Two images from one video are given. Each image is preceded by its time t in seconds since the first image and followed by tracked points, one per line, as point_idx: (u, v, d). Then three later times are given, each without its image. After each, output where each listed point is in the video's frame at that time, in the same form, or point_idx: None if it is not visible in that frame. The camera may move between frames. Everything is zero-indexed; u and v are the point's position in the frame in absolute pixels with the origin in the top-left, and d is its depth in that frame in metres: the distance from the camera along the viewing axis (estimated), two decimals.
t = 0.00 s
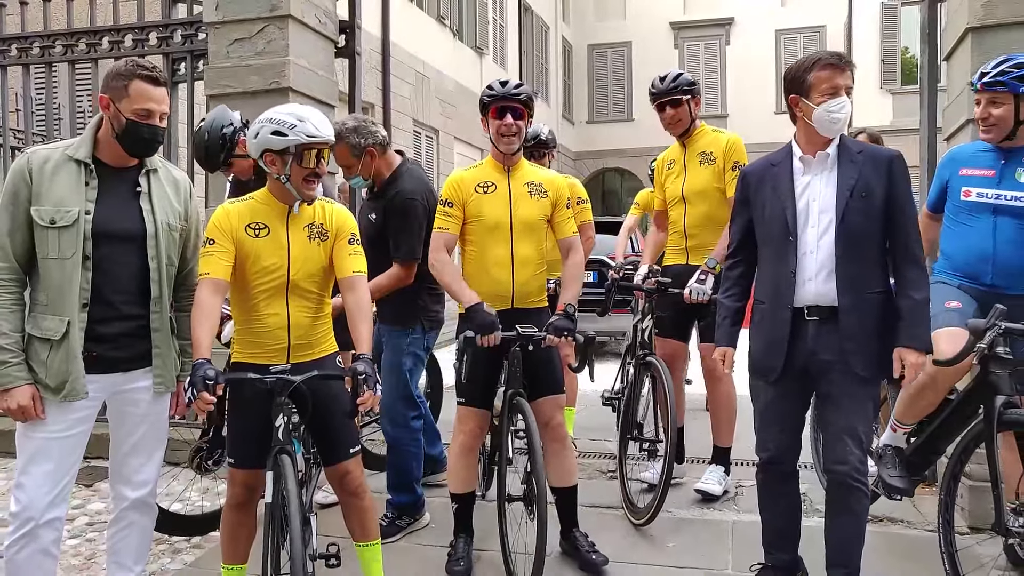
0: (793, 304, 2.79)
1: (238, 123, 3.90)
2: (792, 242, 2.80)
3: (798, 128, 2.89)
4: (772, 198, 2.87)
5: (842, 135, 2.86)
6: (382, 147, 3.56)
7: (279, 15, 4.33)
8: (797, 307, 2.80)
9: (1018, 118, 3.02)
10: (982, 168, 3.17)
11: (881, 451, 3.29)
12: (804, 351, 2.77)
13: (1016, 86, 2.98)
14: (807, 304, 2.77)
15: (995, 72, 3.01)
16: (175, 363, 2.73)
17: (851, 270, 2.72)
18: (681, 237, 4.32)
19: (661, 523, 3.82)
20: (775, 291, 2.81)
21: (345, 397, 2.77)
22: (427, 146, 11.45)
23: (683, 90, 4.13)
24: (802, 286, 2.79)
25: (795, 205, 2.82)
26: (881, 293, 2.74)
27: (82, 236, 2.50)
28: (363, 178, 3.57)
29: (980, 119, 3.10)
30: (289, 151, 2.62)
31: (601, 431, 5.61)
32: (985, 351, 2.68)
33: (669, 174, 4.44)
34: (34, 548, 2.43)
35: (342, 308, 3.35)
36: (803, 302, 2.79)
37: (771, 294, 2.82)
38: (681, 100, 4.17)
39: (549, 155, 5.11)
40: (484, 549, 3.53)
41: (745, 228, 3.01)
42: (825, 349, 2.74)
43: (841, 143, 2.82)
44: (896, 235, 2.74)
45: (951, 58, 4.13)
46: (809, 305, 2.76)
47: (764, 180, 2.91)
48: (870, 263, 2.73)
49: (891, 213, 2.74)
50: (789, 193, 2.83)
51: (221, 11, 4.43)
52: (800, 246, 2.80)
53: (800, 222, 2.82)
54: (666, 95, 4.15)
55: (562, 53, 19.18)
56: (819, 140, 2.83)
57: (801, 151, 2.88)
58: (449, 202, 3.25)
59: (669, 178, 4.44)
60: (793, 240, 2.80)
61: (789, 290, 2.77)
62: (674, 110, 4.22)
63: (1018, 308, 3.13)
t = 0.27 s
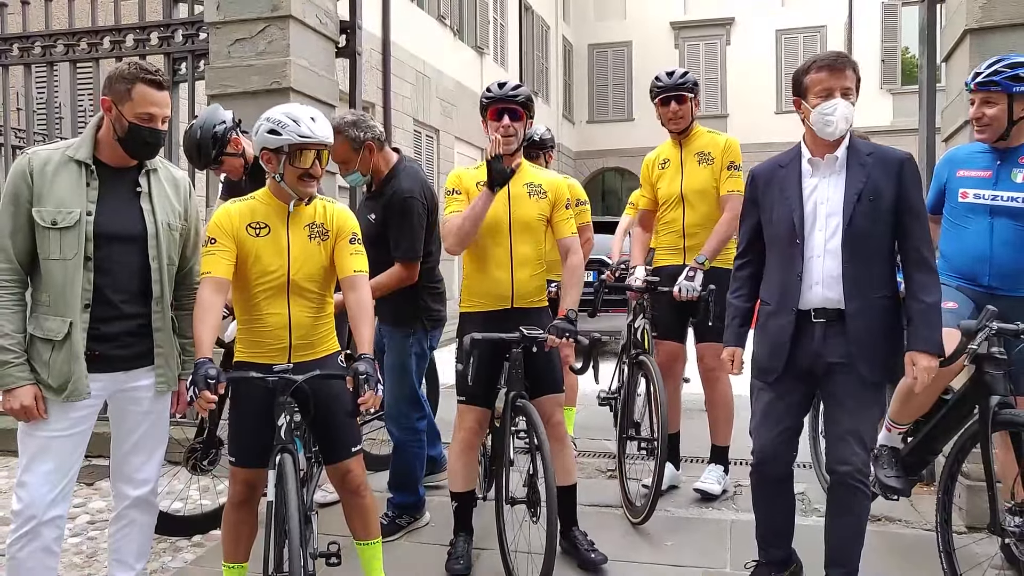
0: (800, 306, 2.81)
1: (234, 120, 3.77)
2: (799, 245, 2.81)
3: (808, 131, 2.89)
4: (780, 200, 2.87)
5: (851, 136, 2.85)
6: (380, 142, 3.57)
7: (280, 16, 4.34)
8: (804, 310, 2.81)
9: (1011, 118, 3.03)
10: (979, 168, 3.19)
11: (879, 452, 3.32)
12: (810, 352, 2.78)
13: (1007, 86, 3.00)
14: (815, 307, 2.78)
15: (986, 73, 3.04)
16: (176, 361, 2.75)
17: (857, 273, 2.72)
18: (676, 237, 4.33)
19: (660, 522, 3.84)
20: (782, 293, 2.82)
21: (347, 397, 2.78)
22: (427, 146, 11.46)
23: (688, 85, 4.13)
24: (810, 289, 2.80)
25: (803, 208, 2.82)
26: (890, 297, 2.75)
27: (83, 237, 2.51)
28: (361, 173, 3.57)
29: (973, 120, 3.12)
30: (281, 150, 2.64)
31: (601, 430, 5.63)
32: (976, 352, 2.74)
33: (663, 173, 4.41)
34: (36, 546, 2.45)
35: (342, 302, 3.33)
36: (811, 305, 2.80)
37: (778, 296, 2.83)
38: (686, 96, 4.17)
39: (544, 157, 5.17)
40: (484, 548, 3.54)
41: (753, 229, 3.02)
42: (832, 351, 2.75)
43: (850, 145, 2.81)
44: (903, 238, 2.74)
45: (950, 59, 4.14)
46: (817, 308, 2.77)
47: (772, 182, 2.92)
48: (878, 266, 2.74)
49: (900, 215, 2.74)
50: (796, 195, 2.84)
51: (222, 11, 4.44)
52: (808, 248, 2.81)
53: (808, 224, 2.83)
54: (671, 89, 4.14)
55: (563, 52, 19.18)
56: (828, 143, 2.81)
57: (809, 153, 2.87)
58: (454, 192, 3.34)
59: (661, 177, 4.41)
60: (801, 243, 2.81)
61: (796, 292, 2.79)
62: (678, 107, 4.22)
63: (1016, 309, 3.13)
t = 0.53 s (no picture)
0: (794, 304, 2.83)
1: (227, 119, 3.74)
2: (798, 242, 2.82)
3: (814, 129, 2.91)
4: (781, 197, 2.89)
5: (854, 136, 2.85)
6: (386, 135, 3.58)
7: (279, 15, 4.34)
8: (801, 308, 2.82)
9: (1005, 115, 3.04)
10: (975, 166, 3.20)
11: (876, 451, 3.34)
12: (807, 350, 2.80)
13: (1000, 83, 3.01)
14: (812, 305, 2.79)
15: (981, 70, 3.07)
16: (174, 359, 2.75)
17: (854, 273, 2.73)
18: (666, 235, 4.32)
19: (658, 520, 3.84)
20: (779, 289, 2.84)
21: (346, 396, 2.79)
22: (426, 145, 11.46)
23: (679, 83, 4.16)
24: (807, 287, 2.81)
25: (802, 205, 2.83)
26: (887, 298, 2.75)
27: (81, 235, 2.52)
28: (366, 164, 3.54)
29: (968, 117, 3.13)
30: (274, 146, 2.66)
31: (600, 429, 5.64)
32: (975, 351, 2.73)
33: (648, 171, 4.40)
34: (34, 544, 2.45)
35: (342, 301, 3.33)
36: (807, 303, 2.81)
37: (774, 293, 2.86)
38: (677, 94, 4.18)
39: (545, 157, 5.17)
40: (483, 546, 3.55)
41: (754, 226, 3.04)
42: (831, 350, 2.76)
43: (853, 144, 2.80)
44: (903, 239, 2.73)
45: (947, 58, 4.14)
46: (812, 306, 2.78)
47: (773, 179, 2.92)
48: (877, 267, 2.74)
49: (901, 215, 2.73)
50: (797, 192, 2.84)
51: (221, 10, 4.44)
52: (805, 246, 2.82)
53: (807, 222, 2.84)
54: (663, 87, 4.16)
55: (561, 52, 19.18)
56: (826, 142, 2.82)
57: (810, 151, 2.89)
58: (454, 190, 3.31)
59: (647, 176, 4.40)
60: (798, 239, 2.82)
61: (792, 290, 2.81)
62: (669, 104, 4.22)
63: (1013, 307, 3.13)
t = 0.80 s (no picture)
0: (784, 302, 2.84)
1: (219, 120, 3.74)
2: (786, 239, 2.83)
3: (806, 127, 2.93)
4: (771, 195, 2.90)
5: (844, 135, 2.85)
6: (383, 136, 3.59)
7: (278, 15, 4.36)
8: (789, 305, 2.84)
9: (1002, 117, 3.06)
10: (969, 167, 3.22)
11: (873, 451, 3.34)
12: (793, 348, 2.81)
13: (998, 83, 3.01)
14: (800, 303, 2.80)
15: (978, 70, 3.06)
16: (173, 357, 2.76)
17: (841, 272, 2.73)
18: (662, 235, 4.32)
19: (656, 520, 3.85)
20: (769, 284, 2.86)
21: (345, 395, 2.79)
22: (426, 145, 11.47)
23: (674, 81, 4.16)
24: (795, 285, 2.82)
25: (791, 203, 2.85)
26: (874, 297, 2.75)
27: (81, 235, 2.53)
28: (364, 163, 3.54)
29: (965, 116, 3.14)
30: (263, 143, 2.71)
31: (599, 428, 5.65)
32: (969, 350, 2.74)
33: (645, 170, 4.39)
34: (34, 543, 2.46)
35: (342, 301, 3.34)
36: (796, 301, 2.82)
37: (764, 289, 2.88)
38: (672, 93, 4.18)
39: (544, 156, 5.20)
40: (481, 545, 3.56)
41: (746, 223, 3.06)
42: (816, 348, 2.77)
43: (843, 143, 2.81)
44: (892, 239, 2.72)
45: (943, 58, 4.16)
46: (801, 305, 2.80)
47: (765, 177, 2.95)
48: (866, 265, 2.74)
49: (889, 214, 2.72)
50: (787, 191, 2.86)
51: (221, 11, 4.45)
52: (793, 244, 2.84)
53: (797, 220, 2.85)
54: (659, 86, 4.17)
55: (561, 52, 19.19)
56: (814, 142, 2.84)
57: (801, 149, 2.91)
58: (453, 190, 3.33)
59: (643, 175, 4.40)
60: (786, 237, 2.84)
61: (781, 287, 2.82)
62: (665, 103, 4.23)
63: (1008, 306, 3.14)
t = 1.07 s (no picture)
0: (767, 300, 2.87)
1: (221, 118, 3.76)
2: (770, 236, 2.86)
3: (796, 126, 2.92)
4: (760, 193, 2.94)
5: (835, 134, 2.83)
6: (371, 138, 3.59)
7: (278, 15, 4.36)
8: (774, 302, 2.86)
9: (1010, 115, 3.06)
10: (965, 167, 3.23)
11: (870, 450, 3.33)
12: (781, 346, 2.82)
13: (1011, 82, 3.01)
14: (784, 301, 2.82)
15: (992, 68, 3.03)
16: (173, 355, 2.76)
17: (821, 269, 2.73)
18: (668, 238, 4.35)
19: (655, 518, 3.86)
20: (755, 279, 2.90)
21: (344, 394, 2.80)
22: (426, 145, 11.49)
23: (667, 97, 4.07)
24: (778, 282, 2.84)
25: (777, 201, 2.87)
26: (856, 296, 2.74)
27: (83, 233, 2.53)
28: (352, 168, 3.62)
29: (975, 115, 3.11)
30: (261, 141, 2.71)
31: (598, 427, 5.66)
32: (966, 350, 2.75)
33: (654, 171, 4.43)
34: (34, 541, 2.47)
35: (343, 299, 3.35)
36: (779, 298, 2.84)
37: (751, 284, 2.91)
38: (666, 107, 4.12)
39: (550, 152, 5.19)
40: (481, 544, 3.56)
41: (739, 221, 3.09)
42: (800, 346, 2.77)
43: (832, 141, 2.81)
44: (876, 238, 2.69)
45: (942, 59, 4.17)
46: (786, 302, 2.81)
47: (757, 175, 2.98)
48: (848, 262, 2.72)
49: (874, 212, 2.69)
50: (774, 188, 2.89)
51: (221, 10, 4.46)
52: (778, 242, 2.86)
53: (783, 217, 2.88)
54: (650, 103, 4.12)
55: (561, 52, 19.19)
56: (803, 139, 2.84)
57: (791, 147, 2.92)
58: (450, 196, 3.30)
59: (653, 176, 4.44)
60: (771, 234, 2.87)
61: (764, 283, 2.85)
62: (661, 116, 4.18)
63: (1005, 307, 3.15)
